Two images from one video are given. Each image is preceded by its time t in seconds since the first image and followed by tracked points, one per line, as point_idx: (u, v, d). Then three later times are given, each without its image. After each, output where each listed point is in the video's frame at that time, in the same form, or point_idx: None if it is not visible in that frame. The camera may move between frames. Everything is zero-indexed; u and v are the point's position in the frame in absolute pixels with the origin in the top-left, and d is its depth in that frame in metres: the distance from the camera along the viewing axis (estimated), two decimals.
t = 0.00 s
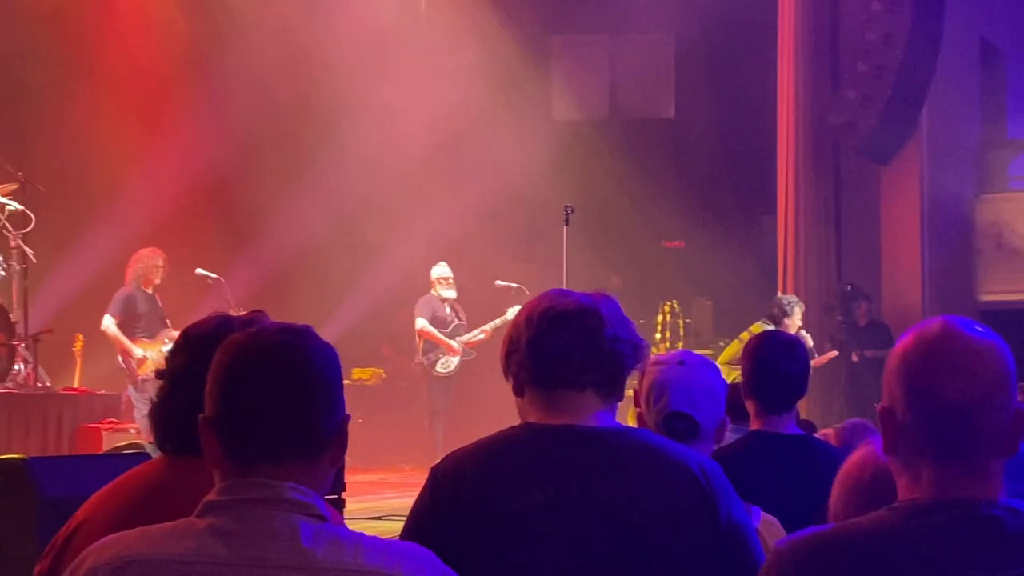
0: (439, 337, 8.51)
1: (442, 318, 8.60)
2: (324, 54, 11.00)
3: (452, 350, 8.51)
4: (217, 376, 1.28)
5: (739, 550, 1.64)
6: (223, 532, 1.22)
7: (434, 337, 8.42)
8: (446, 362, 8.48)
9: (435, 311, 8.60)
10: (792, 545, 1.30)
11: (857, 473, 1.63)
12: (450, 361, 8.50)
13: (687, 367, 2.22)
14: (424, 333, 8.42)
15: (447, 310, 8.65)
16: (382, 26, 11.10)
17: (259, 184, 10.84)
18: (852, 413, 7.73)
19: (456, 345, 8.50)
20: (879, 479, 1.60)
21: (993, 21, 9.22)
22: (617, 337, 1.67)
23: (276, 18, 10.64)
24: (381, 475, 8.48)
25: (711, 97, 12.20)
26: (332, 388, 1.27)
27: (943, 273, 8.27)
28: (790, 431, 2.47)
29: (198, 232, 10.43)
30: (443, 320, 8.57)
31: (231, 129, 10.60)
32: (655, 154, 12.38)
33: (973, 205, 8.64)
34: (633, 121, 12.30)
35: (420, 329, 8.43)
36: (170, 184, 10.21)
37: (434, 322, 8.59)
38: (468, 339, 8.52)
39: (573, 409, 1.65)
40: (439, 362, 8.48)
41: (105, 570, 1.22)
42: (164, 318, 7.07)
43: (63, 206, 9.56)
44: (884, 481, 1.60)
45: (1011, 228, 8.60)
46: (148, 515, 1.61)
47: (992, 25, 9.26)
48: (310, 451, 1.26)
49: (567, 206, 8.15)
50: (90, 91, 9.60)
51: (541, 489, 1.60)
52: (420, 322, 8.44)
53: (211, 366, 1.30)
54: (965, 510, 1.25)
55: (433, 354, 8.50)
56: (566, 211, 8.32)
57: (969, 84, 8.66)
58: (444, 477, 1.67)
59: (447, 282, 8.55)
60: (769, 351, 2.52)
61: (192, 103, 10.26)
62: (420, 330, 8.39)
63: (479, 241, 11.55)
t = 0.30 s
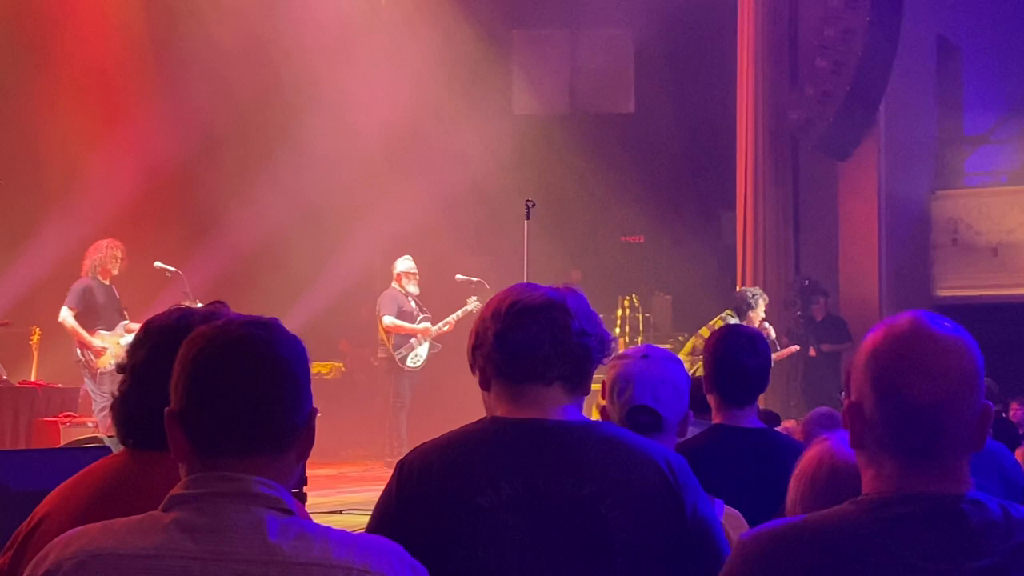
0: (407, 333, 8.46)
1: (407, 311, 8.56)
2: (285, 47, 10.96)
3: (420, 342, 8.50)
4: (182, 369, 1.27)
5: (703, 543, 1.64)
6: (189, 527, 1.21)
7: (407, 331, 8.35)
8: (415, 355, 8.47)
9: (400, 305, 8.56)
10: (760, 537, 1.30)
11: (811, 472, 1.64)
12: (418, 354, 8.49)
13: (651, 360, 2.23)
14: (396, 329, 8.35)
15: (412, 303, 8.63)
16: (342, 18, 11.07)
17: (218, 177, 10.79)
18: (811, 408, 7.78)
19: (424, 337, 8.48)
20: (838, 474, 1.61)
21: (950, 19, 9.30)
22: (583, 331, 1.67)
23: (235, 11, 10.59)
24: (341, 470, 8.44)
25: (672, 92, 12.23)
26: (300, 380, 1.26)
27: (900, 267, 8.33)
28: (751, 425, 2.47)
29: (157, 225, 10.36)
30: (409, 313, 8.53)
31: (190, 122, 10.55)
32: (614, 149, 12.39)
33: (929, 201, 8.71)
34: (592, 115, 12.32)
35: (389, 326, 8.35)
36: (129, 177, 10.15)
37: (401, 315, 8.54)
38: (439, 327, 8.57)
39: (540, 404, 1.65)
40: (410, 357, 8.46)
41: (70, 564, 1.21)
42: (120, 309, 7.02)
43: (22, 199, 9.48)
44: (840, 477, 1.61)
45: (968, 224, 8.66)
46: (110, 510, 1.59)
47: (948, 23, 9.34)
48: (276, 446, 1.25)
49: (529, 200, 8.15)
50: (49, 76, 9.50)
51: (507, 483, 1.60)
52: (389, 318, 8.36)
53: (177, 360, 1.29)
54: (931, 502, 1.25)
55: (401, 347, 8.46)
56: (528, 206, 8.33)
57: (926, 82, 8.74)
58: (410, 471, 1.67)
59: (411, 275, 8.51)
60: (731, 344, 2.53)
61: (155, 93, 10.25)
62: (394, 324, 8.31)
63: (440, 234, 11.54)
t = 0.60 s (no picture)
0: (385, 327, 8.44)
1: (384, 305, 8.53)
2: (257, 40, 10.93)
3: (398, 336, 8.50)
4: (156, 364, 1.27)
5: (677, 539, 1.65)
6: (161, 521, 1.21)
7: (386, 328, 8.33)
8: (394, 350, 8.47)
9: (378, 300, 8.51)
10: (734, 532, 1.31)
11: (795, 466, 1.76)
12: (396, 349, 8.49)
13: (626, 355, 2.23)
14: (376, 324, 8.32)
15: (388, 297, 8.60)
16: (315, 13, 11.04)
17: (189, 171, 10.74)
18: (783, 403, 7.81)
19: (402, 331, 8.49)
20: (820, 466, 1.74)
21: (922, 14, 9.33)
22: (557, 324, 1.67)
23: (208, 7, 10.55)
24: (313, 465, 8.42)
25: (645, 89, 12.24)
26: (273, 372, 1.26)
27: (871, 262, 8.37)
28: (724, 420, 2.48)
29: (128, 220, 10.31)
30: (387, 308, 8.51)
31: (161, 116, 10.50)
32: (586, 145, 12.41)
33: (898, 195, 8.75)
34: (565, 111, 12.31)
35: (370, 321, 8.32)
36: (99, 172, 10.10)
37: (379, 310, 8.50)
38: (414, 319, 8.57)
39: (514, 398, 1.65)
40: (388, 352, 8.46)
41: (43, 560, 1.20)
42: (93, 302, 6.97)
43: None
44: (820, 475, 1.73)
45: (938, 219, 8.73)
46: (78, 504, 1.58)
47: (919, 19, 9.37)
48: (248, 439, 1.24)
49: (502, 195, 8.14)
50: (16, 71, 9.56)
51: (481, 479, 1.60)
52: (370, 313, 8.33)
53: (151, 355, 1.29)
54: (905, 495, 1.26)
55: (379, 343, 8.43)
56: (501, 201, 8.32)
57: (895, 77, 8.77)
58: (384, 468, 1.66)
59: (389, 269, 8.48)
60: (705, 340, 2.54)
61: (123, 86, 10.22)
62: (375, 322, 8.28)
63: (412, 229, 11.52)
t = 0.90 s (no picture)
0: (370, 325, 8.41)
1: (370, 303, 8.50)
2: (240, 39, 10.92)
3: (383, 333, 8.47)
4: (135, 361, 1.26)
5: (659, 536, 1.65)
6: (141, 517, 1.20)
7: (371, 326, 8.30)
8: (378, 347, 8.44)
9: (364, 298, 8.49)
10: (717, 529, 1.30)
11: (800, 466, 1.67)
12: (380, 346, 8.46)
13: (608, 351, 2.23)
14: (361, 321, 8.29)
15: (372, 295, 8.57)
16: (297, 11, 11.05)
17: (172, 170, 10.72)
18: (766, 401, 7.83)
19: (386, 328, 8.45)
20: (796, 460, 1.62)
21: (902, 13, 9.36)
22: (539, 319, 1.66)
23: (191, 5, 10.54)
24: (297, 463, 8.41)
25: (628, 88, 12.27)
26: (252, 368, 1.26)
27: (853, 261, 8.38)
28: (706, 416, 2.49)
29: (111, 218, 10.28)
30: (372, 305, 8.47)
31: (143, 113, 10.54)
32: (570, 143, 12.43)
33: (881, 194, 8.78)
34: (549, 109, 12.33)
35: (355, 317, 8.29)
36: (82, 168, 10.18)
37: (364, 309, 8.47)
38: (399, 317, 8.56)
39: (495, 394, 1.65)
40: (374, 348, 8.42)
41: (21, 556, 1.19)
42: (77, 301, 6.96)
43: None
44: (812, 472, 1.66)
45: (920, 216, 8.78)
46: (66, 498, 1.58)
47: (901, 18, 9.42)
48: (229, 436, 1.24)
49: (485, 194, 8.13)
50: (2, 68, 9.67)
51: (464, 475, 1.59)
52: (356, 310, 8.29)
53: (128, 351, 1.28)
54: (884, 492, 1.26)
55: (364, 340, 8.40)
56: (484, 199, 8.33)
57: (876, 76, 8.82)
58: (367, 465, 1.65)
59: (373, 265, 8.41)
60: (687, 334, 2.54)
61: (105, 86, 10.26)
62: (358, 320, 8.25)
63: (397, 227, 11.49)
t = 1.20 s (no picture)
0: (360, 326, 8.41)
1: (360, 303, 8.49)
2: (233, 38, 10.92)
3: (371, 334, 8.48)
4: (124, 360, 1.26)
5: (648, 536, 1.66)
6: (130, 514, 1.21)
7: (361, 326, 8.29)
8: (366, 348, 8.45)
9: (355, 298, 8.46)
10: (706, 529, 1.31)
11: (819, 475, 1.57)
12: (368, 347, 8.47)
13: (596, 351, 2.24)
14: (349, 323, 8.30)
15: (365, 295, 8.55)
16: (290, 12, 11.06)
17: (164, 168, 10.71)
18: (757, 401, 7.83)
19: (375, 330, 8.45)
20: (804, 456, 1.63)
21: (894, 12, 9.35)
22: (531, 318, 1.67)
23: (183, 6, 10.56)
24: (288, 463, 8.40)
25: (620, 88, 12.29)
26: (243, 366, 1.26)
27: (843, 261, 8.40)
28: (697, 416, 2.49)
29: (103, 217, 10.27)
30: (361, 306, 8.46)
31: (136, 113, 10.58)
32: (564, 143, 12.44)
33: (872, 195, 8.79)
34: (542, 110, 12.35)
35: (342, 318, 8.29)
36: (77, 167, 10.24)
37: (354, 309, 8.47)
38: (389, 316, 8.57)
39: (486, 393, 1.66)
40: (362, 349, 8.47)
41: (10, 556, 1.19)
42: (69, 298, 6.94)
43: None
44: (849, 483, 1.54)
45: (911, 216, 8.78)
46: (53, 498, 1.58)
47: (894, 19, 9.43)
48: (220, 435, 1.24)
49: (478, 193, 8.13)
50: None
51: (454, 473, 1.60)
52: (343, 311, 8.30)
53: (117, 350, 1.28)
54: (875, 491, 1.27)
55: (351, 341, 8.43)
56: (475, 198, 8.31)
57: (870, 77, 8.81)
58: (357, 465, 1.65)
59: (367, 269, 8.43)
60: (676, 336, 2.55)
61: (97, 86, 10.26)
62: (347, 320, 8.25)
63: (389, 227, 11.48)
